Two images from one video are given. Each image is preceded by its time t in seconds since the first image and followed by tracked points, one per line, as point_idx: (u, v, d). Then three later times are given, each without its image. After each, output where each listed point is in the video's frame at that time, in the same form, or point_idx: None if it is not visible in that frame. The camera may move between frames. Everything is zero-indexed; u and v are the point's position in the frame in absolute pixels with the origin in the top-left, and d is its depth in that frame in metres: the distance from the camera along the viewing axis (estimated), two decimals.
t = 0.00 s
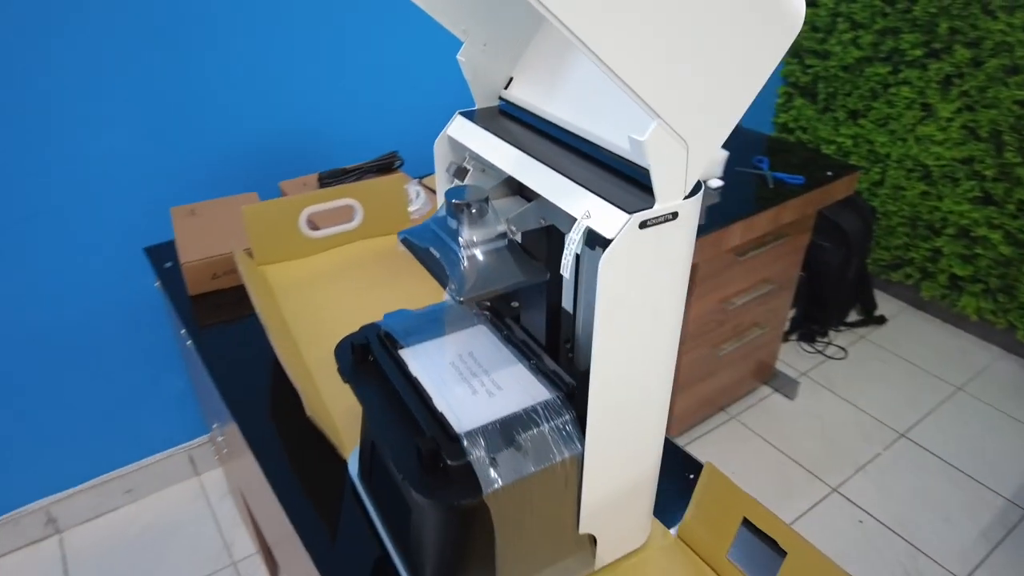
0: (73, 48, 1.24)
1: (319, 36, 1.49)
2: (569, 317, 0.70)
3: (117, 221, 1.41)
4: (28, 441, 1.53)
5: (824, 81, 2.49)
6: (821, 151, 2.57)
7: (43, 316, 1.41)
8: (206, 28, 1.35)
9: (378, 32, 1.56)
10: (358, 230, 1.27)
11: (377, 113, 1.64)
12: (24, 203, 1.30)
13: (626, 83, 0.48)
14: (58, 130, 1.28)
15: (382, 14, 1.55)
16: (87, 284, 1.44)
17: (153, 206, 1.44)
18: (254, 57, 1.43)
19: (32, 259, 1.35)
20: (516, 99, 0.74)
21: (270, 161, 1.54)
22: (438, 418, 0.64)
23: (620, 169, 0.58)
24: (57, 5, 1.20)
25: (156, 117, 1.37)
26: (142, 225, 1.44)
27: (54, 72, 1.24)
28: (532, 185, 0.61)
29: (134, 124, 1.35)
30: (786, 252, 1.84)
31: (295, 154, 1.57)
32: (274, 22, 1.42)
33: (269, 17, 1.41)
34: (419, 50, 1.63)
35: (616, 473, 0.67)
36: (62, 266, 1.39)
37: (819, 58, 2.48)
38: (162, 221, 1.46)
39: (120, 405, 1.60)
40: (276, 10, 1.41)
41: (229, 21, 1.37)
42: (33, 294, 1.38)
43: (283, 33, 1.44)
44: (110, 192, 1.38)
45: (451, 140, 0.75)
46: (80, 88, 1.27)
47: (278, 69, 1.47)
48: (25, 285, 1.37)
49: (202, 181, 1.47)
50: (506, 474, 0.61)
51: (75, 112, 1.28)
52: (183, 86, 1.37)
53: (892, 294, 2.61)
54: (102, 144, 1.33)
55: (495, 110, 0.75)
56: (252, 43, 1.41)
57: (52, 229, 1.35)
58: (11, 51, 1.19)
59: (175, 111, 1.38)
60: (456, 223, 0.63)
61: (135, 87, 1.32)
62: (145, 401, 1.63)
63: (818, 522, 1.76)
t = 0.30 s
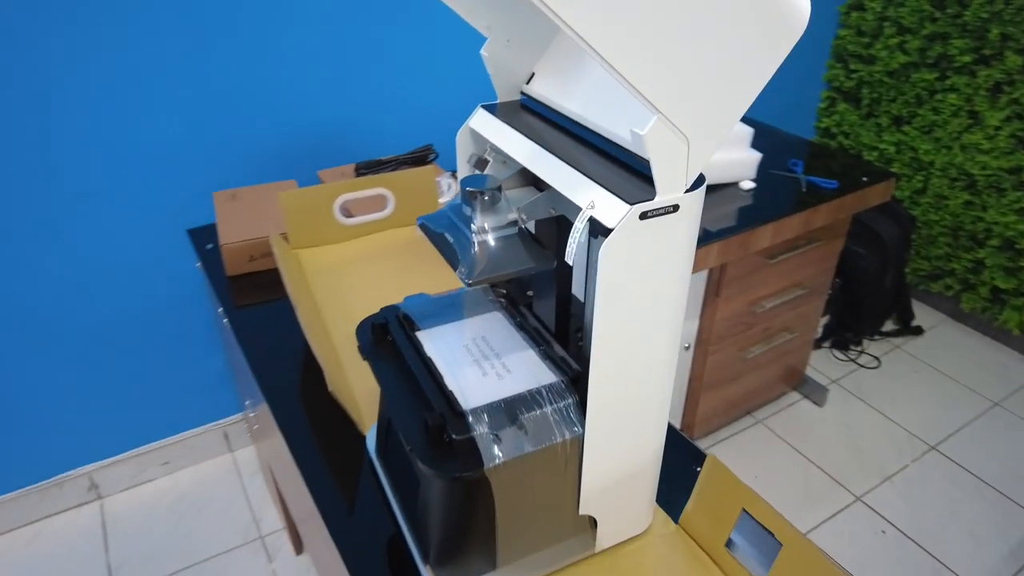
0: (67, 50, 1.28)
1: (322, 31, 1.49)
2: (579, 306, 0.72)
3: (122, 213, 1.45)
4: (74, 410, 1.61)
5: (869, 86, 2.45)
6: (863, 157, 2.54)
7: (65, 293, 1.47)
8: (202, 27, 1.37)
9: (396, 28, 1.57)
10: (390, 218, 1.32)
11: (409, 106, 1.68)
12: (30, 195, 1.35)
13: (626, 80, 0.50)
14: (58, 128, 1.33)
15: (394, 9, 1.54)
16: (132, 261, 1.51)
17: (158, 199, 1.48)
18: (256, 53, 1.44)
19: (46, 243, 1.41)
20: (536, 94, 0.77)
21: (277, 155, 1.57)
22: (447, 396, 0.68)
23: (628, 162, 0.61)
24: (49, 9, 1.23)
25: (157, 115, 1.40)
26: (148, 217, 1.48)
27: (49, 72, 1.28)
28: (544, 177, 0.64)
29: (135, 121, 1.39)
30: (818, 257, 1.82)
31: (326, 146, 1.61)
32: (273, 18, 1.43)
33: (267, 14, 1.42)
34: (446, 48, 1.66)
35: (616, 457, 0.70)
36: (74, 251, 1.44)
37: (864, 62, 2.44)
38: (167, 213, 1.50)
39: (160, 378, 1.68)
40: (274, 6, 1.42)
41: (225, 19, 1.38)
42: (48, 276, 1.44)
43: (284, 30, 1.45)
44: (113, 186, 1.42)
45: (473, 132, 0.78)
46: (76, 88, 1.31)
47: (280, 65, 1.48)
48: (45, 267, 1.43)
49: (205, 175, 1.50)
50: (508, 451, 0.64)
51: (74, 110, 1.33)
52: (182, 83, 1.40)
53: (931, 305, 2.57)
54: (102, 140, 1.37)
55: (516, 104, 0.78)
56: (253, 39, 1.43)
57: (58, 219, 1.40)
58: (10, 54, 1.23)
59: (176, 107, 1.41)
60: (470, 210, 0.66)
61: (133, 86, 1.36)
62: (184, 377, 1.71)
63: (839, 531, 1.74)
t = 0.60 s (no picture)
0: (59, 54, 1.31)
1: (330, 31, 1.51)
2: (589, 297, 0.75)
3: (130, 208, 1.50)
4: (108, 387, 1.69)
5: (908, 91, 2.41)
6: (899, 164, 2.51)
7: (83, 283, 1.53)
8: (201, 28, 1.39)
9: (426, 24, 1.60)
10: (417, 210, 1.36)
11: (441, 101, 1.71)
12: (36, 192, 1.40)
13: (627, 78, 0.54)
14: (63, 127, 1.37)
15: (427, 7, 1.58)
16: (162, 249, 1.57)
17: (164, 196, 1.52)
18: (256, 53, 1.46)
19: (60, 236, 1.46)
20: (554, 91, 0.79)
21: (300, 150, 1.60)
22: (457, 379, 0.71)
23: (635, 158, 0.63)
24: (48, 12, 1.27)
25: (158, 116, 1.43)
26: (154, 214, 1.53)
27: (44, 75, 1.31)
28: (555, 171, 0.67)
29: (142, 120, 1.43)
30: (846, 263, 1.81)
31: (359, 140, 1.66)
32: (272, 19, 1.44)
33: (265, 15, 1.43)
34: (478, 46, 1.69)
35: (617, 445, 0.72)
36: (84, 243, 1.49)
37: (904, 68, 2.41)
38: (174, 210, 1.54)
39: (192, 359, 1.75)
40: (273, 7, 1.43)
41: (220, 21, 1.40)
42: (64, 267, 1.50)
43: (283, 30, 1.46)
44: (117, 184, 1.46)
45: (492, 127, 0.81)
46: (75, 89, 1.35)
47: (281, 65, 1.50)
48: (61, 259, 1.48)
49: (209, 174, 1.54)
50: (512, 433, 0.67)
51: (73, 112, 1.36)
52: (180, 84, 1.42)
53: (967, 316, 2.52)
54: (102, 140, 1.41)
55: (535, 101, 0.81)
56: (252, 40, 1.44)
57: (68, 214, 1.45)
58: (8, 58, 1.27)
59: (177, 108, 1.44)
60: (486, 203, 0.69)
61: (130, 88, 1.39)
62: (216, 359, 1.77)
63: (856, 538, 1.73)
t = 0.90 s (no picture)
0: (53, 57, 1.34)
1: (339, 30, 1.52)
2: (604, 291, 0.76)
3: (162, 198, 1.55)
4: (137, 370, 1.75)
5: (944, 96, 2.37)
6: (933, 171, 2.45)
7: (97, 274, 1.58)
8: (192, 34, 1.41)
9: (453, 22, 1.62)
10: (443, 205, 1.38)
11: (470, 98, 1.73)
12: (68, 182, 1.46)
13: (640, 76, 0.55)
14: (71, 126, 1.41)
15: (457, 6, 1.60)
16: (184, 240, 1.62)
17: (168, 193, 1.55)
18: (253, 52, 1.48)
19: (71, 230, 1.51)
20: (575, 89, 0.80)
21: (325, 144, 1.64)
22: (473, 368, 0.73)
23: (651, 156, 0.65)
24: (51, 15, 1.31)
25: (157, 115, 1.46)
26: (176, 205, 1.57)
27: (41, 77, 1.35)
28: (572, 168, 0.69)
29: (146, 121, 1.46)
30: (873, 268, 1.80)
31: (388, 135, 1.69)
32: (268, 19, 1.46)
33: (260, 14, 1.45)
34: (507, 44, 1.71)
35: (626, 436, 0.74)
36: (108, 233, 1.54)
37: (940, 72, 2.37)
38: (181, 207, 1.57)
39: (221, 345, 1.79)
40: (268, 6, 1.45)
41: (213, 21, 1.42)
42: (84, 258, 1.55)
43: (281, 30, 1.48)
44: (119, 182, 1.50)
45: (514, 124, 0.82)
46: (76, 90, 1.38)
47: (279, 64, 1.51)
48: (84, 249, 1.54)
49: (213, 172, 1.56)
50: (523, 421, 0.68)
51: (72, 111, 1.40)
52: (177, 84, 1.45)
53: (999, 326, 2.48)
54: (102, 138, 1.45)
55: (557, 100, 0.83)
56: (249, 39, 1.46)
57: (75, 210, 1.49)
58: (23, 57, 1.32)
59: (176, 107, 1.47)
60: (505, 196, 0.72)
61: (127, 88, 1.42)
62: (246, 345, 1.82)
63: (875, 546, 1.72)
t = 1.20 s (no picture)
0: (57, 60, 1.37)
1: (354, 28, 1.54)
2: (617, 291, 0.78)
3: (188, 192, 1.59)
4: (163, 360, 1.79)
5: (973, 101, 2.33)
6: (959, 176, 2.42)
7: (116, 268, 1.62)
8: (196, 37, 1.43)
9: (476, 21, 1.64)
10: (464, 203, 1.41)
11: (493, 97, 1.75)
12: (98, 175, 1.50)
13: (652, 80, 0.57)
14: (86, 127, 1.45)
15: (479, 7, 1.62)
16: (204, 235, 1.65)
17: (180, 191, 1.58)
18: (255, 51, 1.49)
19: (88, 226, 1.55)
20: (593, 92, 0.82)
21: (348, 141, 1.67)
22: (488, 362, 0.75)
23: (666, 158, 0.66)
24: (67, 20, 1.34)
25: (165, 114, 1.49)
26: (202, 199, 1.61)
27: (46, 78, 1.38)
28: (587, 169, 0.71)
29: (156, 121, 1.49)
30: (894, 273, 1.79)
31: (412, 133, 1.72)
32: (284, 18, 1.48)
33: (284, 13, 1.47)
34: (530, 43, 1.72)
35: (637, 433, 0.75)
36: (137, 225, 1.58)
37: (969, 77, 2.33)
38: (192, 204, 1.60)
39: (243, 336, 1.83)
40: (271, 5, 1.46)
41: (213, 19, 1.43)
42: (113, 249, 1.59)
43: (286, 29, 1.49)
44: (130, 181, 1.53)
45: (534, 125, 0.84)
46: (85, 92, 1.41)
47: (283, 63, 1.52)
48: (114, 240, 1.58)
49: (223, 170, 1.59)
50: (536, 415, 0.70)
51: (82, 112, 1.43)
52: (187, 83, 1.47)
53: None
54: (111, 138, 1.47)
55: (576, 102, 0.84)
56: (253, 38, 1.47)
57: (90, 207, 1.53)
58: (46, 58, 1.36)
59: (182, 106, 1.49)
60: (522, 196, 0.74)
61: (139, 89, 1.45)
62: (268, 336, 1.86)
63: (889, 553, 1.71)
